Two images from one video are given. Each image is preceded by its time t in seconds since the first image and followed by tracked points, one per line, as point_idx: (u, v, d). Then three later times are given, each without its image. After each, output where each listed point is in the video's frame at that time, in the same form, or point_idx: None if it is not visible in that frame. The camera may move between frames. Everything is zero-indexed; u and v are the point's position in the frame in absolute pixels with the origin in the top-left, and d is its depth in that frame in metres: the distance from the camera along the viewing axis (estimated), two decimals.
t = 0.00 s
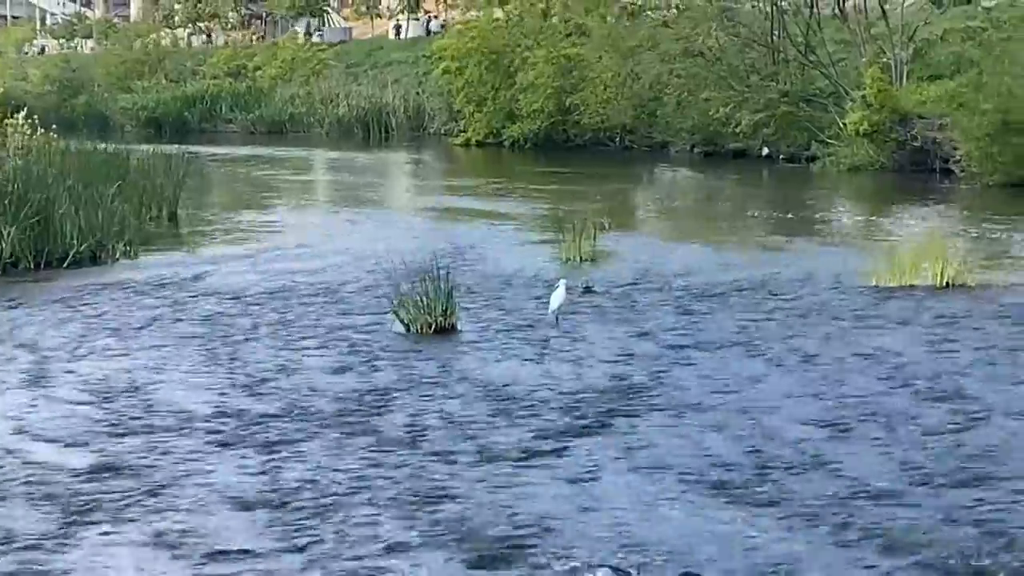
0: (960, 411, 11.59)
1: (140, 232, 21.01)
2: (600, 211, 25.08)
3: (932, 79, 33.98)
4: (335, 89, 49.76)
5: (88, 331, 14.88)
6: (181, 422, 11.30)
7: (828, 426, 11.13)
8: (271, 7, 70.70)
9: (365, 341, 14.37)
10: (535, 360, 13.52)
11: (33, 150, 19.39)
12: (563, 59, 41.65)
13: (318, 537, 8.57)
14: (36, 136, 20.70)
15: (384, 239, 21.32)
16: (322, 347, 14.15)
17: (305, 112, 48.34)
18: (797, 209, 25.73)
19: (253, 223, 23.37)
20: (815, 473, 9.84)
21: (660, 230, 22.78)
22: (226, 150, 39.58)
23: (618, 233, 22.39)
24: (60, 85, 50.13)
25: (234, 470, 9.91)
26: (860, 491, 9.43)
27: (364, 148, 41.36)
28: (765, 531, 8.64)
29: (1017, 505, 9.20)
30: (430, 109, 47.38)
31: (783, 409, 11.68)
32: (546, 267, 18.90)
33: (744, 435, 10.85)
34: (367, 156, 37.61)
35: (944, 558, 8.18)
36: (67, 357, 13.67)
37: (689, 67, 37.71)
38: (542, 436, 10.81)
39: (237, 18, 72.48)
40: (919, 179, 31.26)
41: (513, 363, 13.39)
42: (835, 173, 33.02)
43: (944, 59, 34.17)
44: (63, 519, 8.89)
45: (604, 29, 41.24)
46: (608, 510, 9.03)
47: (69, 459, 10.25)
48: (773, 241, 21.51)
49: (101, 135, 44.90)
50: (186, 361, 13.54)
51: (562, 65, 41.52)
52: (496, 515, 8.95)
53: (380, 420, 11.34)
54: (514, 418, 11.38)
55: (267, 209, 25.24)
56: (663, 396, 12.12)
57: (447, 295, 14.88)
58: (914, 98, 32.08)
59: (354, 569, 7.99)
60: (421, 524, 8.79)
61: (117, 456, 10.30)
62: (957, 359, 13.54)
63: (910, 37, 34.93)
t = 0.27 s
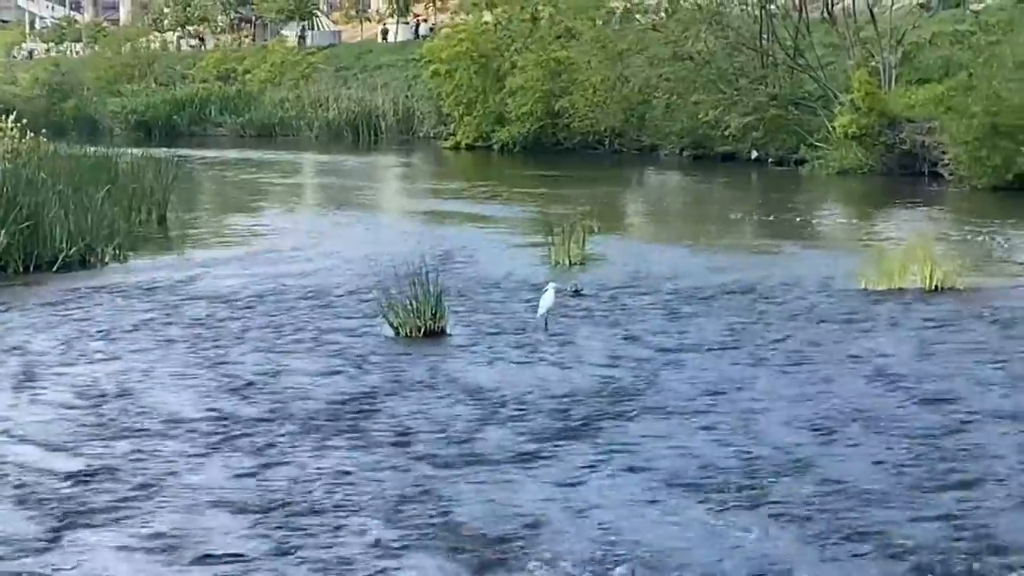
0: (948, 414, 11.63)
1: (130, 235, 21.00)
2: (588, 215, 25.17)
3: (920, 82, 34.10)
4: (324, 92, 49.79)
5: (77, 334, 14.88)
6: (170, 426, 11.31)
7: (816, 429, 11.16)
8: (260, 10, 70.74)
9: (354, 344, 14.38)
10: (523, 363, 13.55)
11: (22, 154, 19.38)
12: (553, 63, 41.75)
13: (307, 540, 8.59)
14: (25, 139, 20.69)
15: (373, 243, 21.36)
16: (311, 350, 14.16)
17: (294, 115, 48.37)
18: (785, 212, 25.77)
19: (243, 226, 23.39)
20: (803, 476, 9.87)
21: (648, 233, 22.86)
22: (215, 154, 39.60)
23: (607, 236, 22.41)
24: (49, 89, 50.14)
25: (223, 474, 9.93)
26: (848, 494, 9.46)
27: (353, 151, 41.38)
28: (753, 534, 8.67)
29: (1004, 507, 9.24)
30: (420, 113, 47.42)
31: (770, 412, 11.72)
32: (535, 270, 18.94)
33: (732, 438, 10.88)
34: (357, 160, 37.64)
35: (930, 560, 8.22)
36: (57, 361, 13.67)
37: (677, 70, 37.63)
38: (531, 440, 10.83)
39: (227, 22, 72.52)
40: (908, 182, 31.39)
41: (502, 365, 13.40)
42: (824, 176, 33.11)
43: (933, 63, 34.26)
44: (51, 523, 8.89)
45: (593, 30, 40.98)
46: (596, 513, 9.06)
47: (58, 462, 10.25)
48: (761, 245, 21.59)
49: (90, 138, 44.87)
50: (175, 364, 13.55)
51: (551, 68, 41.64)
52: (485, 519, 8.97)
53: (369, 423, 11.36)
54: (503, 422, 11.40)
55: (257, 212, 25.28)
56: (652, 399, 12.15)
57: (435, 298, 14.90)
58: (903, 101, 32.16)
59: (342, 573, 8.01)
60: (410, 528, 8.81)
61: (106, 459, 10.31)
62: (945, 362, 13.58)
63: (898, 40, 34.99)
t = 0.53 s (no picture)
0: (941, 418, 11.64)
1: (123, 239, 20.98)
2: (581, 219, 25.26)
3: (914, 86, 34.19)
4: (317, 96, 49.81)
5: (70, 338, 14.87)
6: (163, 430, 11.30)
7: (809, 434, 11.18)
8: (253, 15, 70.78)
9: (347, 348, 14.38)
10: (517, 367, 13.55)
11: (14, 159, 19.35)
12: (546, 67, 41.60)
13: (301, 543, 8.58)
14: (17, 143, 20.66)
15: (367, 246, 21.40)
16: (303, 354, 14.16)
17: (287, 120, 48.35)
18: (774, 216, 25.80)
19: (235, 230, 23.40)
20: (796, 480, 9.89)
21: (641, 237, 22.91)
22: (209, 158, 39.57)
23: (600, 240, 22.43)
24: (42, 93, 50.11)
25: (215, 478, 9.92)
26: (840, 498, 9.47)
27: (347, 155, 41.36)
28: (744, 538, 8.67)
29: (996, 511, 9.24)
30: (414, 117, 47.44)
31: (764, 416, 11.72)
32: (528, 274, 18.98)
33: (725, 442, 10.88)
34: (351, 164, 37.63)
35: (923, 564, 8.24)
36: (50, 365, 13.66)
37: (670, 74, 37.36)
38: (524, 444, 10.84)
39: (220, 26, 72.56)
40: (901, 186, 31.49)
41: (495, 369, 13.41)
42: (818, 180, 33.20)
43: (926, 67, 34.32)
44: (45, 527, 8.89)
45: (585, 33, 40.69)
46: (589, 517, 9.06)
47: (51, 467, 10.25)
48: (753, 248, 21.65)
49: (83, 142, 44.89)
50: (168, 368, 13.53)
51: (544, 72, 41.56)
52: (476, 523, 8.96)
53: (362, 427, 11.35)
54: (496, 425, 11.40)
55: (250, 216, 25.32)
56: (645, 403, 12.15)
57: (428, 302, 14.90)
58: (895, 105, 32.21)
59: None
60: (404, 531, 8.81)
61: (98, 463, 10.31)
62: (938, 366, 13.61)
63: (892, 44, 34.98)
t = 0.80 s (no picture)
0: (940, 422, 11.64)
1: (121, 243, 20.98)
2: (579, 223, 25.27)
3: (912, 90, 34.23)
4: (316, 100, 49.83)
5: (69, 343, 14.87)
6: (161, 434, 11.29)
7: (807, 438, 11.17)
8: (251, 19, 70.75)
9: (345, 352, 14.38)
10: (514, 372, 13.53)
11: (12, 163, 19.34)
12: (544, 71, 41.63)
13: (299, 548, 8.57)
14: (16, 147, 20.67)
15: (365, 251, 21.39)
16: (302, 358, 14.15)
17: (285, 123, 48.31)
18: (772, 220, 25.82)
19: (233, 234, 23.41)
20: (795, 484, 9.88)
21: (639, 241, 22.93)
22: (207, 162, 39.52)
23: (598, 244, 22.40)
24: (40, 98, 50.04)
25: (213, 482, 9.90)
26: (839, 502, 9.47)
27: (346, 160, 41.30)
28: (742, 542, 8.67)
29: (995, 516, 9.23)
30: (412, 121, 47.45)
31: (761, 421, 11.71)
32: (526, 278, 18.99)
33: (723, 446, 10.87)
34: (349, 168, 37.60)
35: (921, 568, 8.23)
36: (48, 369, 13.65)
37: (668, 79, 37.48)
38: (523, 448, 10.83)
39: (218, 30, 72.52)
40: (899, 191, 31.49)
41: (493, 374, 13.40)
42: (816, 184, 33.22)
43: (924, 71, 34.38)
44: (43, 531, 8.88)
45: (584, 38, 41.00)
46: (587, 522, 9.04)
47: (49, 471, 10.24)
48: (751, 253, 21.66)
49: (80, 147, 44.87)
50: (166, 373, 13.52)
51: (542, 77, 41.58)
52: (475, 527, 8.95)
53: (360, 431, 11.33)
54: (495, 429, 11.39)
55: (248, 220, 25.32)
56: (643, 407, 12.13)
57: (427, 306, 14.91)
58: (894, 109, 32.25)
59: None
60: (402, 535, 8.80)
61: (97, 468, 10.30)
62: (936, 370, 13.61)
63: (889, 49, 35.02)
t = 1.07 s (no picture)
0: (944, 427, 11.60)
1: (123, 248, 20.97)
2: (580, 227, 25.26)
3: (914, 95, 34.20)
4: (317, 105, 49.85)
5: (71, 347, 14.85)
6: (163, 439, 11.27)
7: (811, 442, 11.14)
8: (253, 24, 70.81)
9: (347, 357, 14.35)
10: (518, 376, 13.50)
11: (14, 167, 19.34)
12: (546, 75, 41.73)
13: (301, 553, 8.54)
14: (17, 151, 20.65)
15: (367, 255, 21.38)
16: (304, 363, 14.13)
17: (287, 128, 48.31)
18: (775, 225, 25.79)
19: (235, 238, 23.41)
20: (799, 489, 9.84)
21: (641, 245, 22.91)
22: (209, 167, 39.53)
23: (600, 249, 22.42)
24: (43, 102, 50.08)
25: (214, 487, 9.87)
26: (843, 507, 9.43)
27: (348, 164, 41.35)
28: (745, 548, 8.63)
29: (999, 522, 9.19)
30: (414, 125, 47.46)
31: (766, 426, 11.67)
32: (528, 283, 18.97)
33: (726, 452, 10.84)
34: (351, 172, 37.59)
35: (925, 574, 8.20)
36: (50, 374, 13.63)
37: (670, 83, 37.43)
38: (525, 453, 10.80)
39: (220, 34, 72.56)
40: (901, 195, 31.45)
41: (495, 379, 13.37)
42: (818, 189, 33.19)
43: (926, 76, 34.36)
44: (44, 536, 8.85)
45: (586, 41, 40.82)
46: (592, 527, 9.01)
47: (51, 476, 10.21)
48: (753, 257, 21.63)
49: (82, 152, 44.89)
50: (167, 378, 13.50)
51: (544, 81, 41.69)
52: (478, 532, 8.92)
53: (362, 436, 11.30)
54: (497, 434, 11.36)
55: (250, 225, 25.31)
56: (646, 413, 12.10)
57: (429, 311, 14.90)
58: (896, 113, 32.21)
59: None
60: (404, 541, 8.77)
61: (98, 473, 10.27)
62: (939, 375, 13.58)
63: (891, 54, 35.04)
